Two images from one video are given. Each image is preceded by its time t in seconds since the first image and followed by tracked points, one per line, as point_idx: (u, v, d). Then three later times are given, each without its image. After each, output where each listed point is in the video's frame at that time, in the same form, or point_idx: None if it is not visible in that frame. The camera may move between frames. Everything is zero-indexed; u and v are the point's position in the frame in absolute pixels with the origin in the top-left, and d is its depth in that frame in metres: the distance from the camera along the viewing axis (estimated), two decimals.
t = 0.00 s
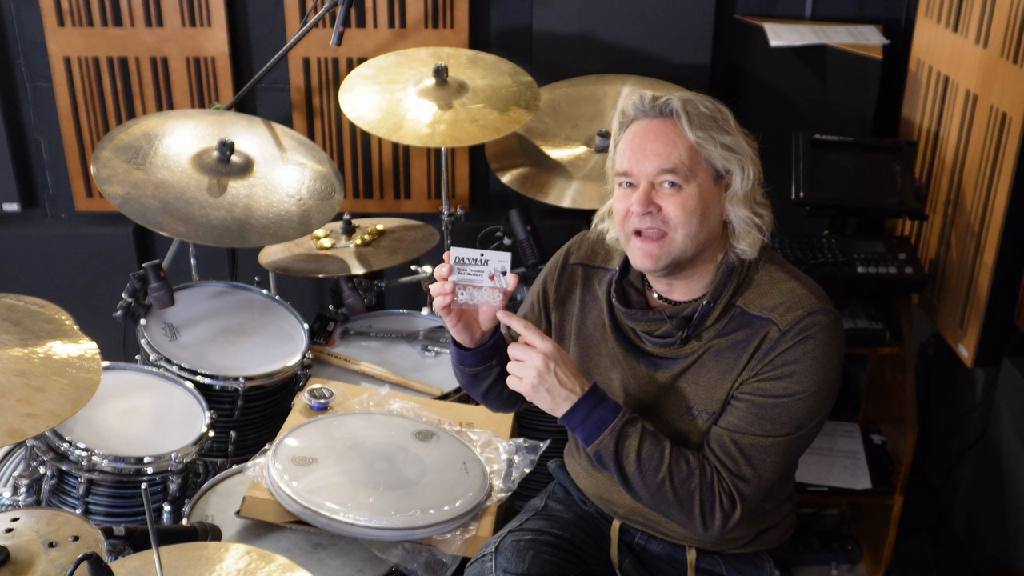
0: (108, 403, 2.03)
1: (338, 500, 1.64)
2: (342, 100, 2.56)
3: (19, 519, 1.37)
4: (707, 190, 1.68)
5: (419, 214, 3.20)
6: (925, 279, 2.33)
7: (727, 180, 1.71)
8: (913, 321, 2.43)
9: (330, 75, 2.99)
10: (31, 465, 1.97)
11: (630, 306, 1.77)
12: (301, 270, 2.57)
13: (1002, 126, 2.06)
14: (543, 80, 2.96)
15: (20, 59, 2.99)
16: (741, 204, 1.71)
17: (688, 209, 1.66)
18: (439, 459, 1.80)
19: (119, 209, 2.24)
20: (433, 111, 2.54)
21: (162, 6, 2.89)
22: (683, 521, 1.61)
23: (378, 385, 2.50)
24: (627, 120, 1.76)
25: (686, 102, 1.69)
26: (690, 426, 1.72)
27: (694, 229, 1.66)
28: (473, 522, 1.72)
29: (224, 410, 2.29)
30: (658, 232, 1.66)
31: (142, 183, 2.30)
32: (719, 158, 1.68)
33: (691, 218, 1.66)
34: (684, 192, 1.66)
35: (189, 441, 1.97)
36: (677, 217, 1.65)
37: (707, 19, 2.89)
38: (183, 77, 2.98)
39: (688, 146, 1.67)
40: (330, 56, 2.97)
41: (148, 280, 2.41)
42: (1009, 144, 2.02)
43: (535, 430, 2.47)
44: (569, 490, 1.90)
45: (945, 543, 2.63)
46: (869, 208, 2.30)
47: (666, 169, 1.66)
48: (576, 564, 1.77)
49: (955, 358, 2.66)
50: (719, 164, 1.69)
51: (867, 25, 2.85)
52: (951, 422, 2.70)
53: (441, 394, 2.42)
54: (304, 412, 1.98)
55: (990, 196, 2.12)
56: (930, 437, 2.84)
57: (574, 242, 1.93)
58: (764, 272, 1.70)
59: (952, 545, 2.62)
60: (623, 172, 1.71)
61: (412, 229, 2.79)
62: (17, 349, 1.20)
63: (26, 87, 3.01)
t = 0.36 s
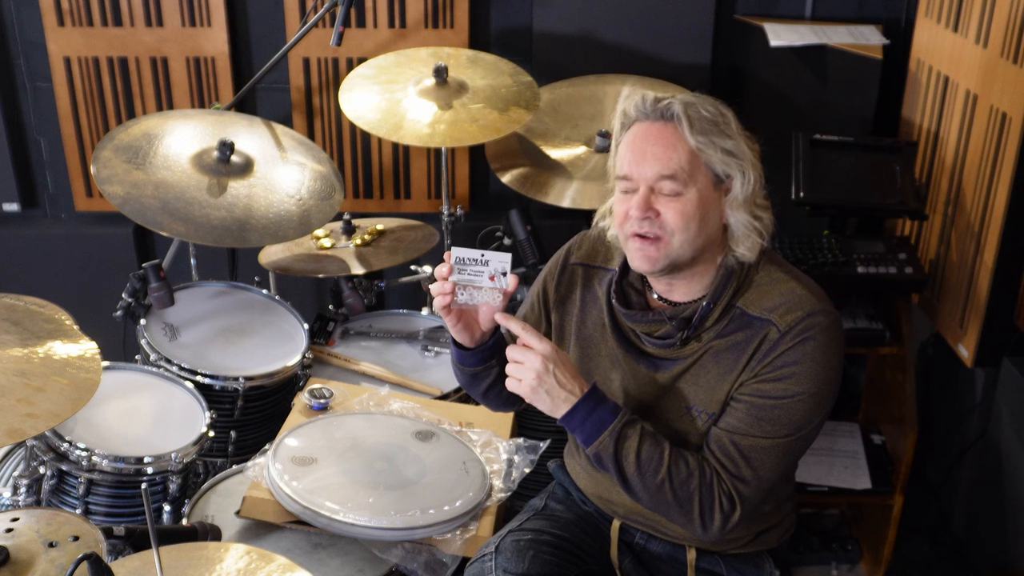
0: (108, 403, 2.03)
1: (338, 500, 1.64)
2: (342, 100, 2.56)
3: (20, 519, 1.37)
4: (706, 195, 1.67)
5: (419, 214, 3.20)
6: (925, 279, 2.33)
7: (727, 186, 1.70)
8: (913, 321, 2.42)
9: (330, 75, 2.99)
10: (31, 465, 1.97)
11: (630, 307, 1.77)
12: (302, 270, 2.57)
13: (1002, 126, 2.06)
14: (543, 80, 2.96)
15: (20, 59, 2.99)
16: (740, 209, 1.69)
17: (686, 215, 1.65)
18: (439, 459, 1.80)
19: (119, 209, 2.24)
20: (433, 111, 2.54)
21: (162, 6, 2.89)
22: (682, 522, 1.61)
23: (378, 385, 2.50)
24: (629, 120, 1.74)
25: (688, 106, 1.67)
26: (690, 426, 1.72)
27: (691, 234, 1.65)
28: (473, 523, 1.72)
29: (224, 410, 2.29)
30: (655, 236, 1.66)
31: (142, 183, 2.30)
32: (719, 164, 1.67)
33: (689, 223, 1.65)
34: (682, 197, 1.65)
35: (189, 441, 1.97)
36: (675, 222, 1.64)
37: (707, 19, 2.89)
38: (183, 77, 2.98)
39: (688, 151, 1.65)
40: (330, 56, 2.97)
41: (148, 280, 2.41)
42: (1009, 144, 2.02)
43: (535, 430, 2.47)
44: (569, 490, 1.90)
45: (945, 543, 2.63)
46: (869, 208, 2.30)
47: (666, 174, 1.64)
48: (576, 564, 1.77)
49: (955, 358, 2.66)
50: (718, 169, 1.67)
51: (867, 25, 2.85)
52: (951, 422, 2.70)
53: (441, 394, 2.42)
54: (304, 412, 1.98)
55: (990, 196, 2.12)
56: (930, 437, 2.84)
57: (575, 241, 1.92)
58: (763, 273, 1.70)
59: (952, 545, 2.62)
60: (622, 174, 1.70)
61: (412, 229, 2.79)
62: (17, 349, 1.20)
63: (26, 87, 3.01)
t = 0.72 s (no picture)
0: (108, 403, 2.03)
1: (338, 500, 1.64)
2: (342, 100, 2.56)
3: (20, 519, 1.37)
4: (673, 239, 1.61)
5: (419, 214, 3.20)
6: (925, 279, 2.33)
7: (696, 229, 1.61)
8: (913, 321, 2.42)
9: (330, 75, 2.99)
10: (31, 465, 1.97)
11: (630, 307, 1.75)
12: (301, 270, 2.57)
13: (1002, 126, 2.06)
14: (543, 80, 2.96)
15: (20, 59, 2.98)
16: (709, 254, 1.60)
17: (650, 261, 1.62)
18: (439, 459, 1.80)
19: (119, 209, 2.24)
20: (433, 111, 2.54)
21: (162, 6, 2.90)
22: (722, 538, 1.63)
23: (378, 385, 2.50)
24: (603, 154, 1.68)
25: (644, 159, 1.59)
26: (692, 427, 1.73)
27: (659, 274, 1.64)
28: (473, 523, 1.72)
29: (224, 410, 2.29)
30: (625, 276, 1.66)
31: (142, 183, 2.30)
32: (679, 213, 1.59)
33: (655, 266, 1.62)
34: (646, 245, 1.61)
35: (189, 441, 1.97)
36: (640, 266, 1.63)
37: (707, 19, 2.89)
38: (183, 77, 2.98)
39: (644, 201, 1.59)
40: (330, 56, 2.97)
41: (148, 280, 2.41)
42: (1009, 144, 2.02)
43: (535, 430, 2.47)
44: (569, 490, 1.90)
45: (945, 543, 2.63)
46: (869, 208, 2.30)
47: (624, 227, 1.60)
48: (576, 564, 1.77)
49: (955, 358, 2.66)
50: (681, 219, 1.59)
51: (867, 25, 2.85)
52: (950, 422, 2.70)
53: (440, 394, 2.43)
54: (304, 412, 1.98)
55: (990, 196, 2.12)
56: (930, 437, 2.84)
57: (575, 238, 1.91)
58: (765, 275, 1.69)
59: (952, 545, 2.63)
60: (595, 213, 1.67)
61: (412, 229, 2.79)
62: (17, 349, 1.20)
63: (26, 87, 3.01)
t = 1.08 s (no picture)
0: (108, 404, 2.03)
1: (338, 500, 1.64)
2: (342, 100, 2.56)
3: (20, 519, 1.37)
4: (675, 249, 1.61)
5: (419, 214, 3.20)
6: (925, 279, 2.33)
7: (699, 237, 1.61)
8: (913, 321, 2.42)
9: (330, 75, 2.99)
10: (31, 465, 1.97)
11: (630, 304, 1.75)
12: (301, 270, 2.57)
13: (1002, 126, 2.06)
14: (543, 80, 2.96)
15: (20, 59, 2.98)
16: (712, 264, 1.60)
17: (653, 270, 1.62)
18: (439, 459, 1.80)
19: (119, 209, 2.24)
20: (433, 111, 2.54)
21: (162, 6, 2.90)
22: (713, 545, 1.63)
23: (378, 385, 2.50)
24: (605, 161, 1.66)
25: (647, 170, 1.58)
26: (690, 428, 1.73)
27: (662, 282, 1.64)
28: (473, 523, 1.71)
29: (224, 410, 2.29)
30: (627, 284, 1.66)
31: (142, 183, 2.30)
32: (682, 223, 1.58)
33: (657, 273, 1.63)
34: (649, 254, 1.62)
35: (189, 441, 1.97)
36: (642, 274, 1.63)
37: (707, 19, 2.89)
38: (183, 77, 2.98)
39: (647, 213, 1.58)
40: (330, 56, 2.97)
41: (148, 280, 2.41)
42: (1009, 144, 2.02)
43: (535, 430, 2.50)
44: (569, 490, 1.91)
45: (945, 543, 2.63)
46: (869, 208, 2.30)
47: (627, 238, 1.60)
48: (575, 564, 1.78)
49: (955, 358, 2.66)
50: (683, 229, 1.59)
51: (867, 25, 2.85)
52: (950, 422, 2.70)
53: (440, 394, 2.43)
54: (304, 412, 1.97)
55: (990, 195, 2.12)
56: (930, 437, 2.84)
57: (574, 237, 1.91)
58: (765, 274, 1.69)
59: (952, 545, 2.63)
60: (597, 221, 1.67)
61: (412, 229, 2.79)
62: (17, 349, 1.20)
63: (26, 87, 3.01)
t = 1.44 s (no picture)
0: (108, 404, 2.03)
1: (338, 500, 1.64)
2: (342, 100, 2.56)
3: (20, 519, 1.37)
4: (686, 234, 1.59)
5: (419, 214, 3.21)
6: (925, 279, 2.33)
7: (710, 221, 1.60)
8: (913, 321, 2.42)
9: (330, 75, 2.99)
10: (31, 465, 1.97)
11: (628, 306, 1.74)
12: (301, 270, 2.57)
13: (1002, 126, 2.06)
14: (543, 80, 2.96)
15: (20, 59, 2.98)
16: (723, 248, 1.59)
17: (665, 256, 1.59)
18: (439, 459, 1.80)
19: (119, 209, 2.24)
20: (433, 111, 2.54)
21: (162, 5, 2.90)
22: (712, 546, 1.63)
23: (378, 385, 2.50)
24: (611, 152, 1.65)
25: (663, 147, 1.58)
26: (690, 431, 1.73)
27: (672, 271, 1.60)
28: (473, 522, 1.72)
29: (224, 410, 2.29)
30: (633, 277, 1.62)
31: (142, 183, 2.30)
32: (698, 203, 1.57)
33: (669, 261, 1.59)
34: (661, 239, 1.58)
35: (189, 441, 1.97)
36: (654, 262, 1.59)
37: (706, 19, 2.89)
38: (183, 77, 2.99)
39: (663, 195, 1.56)
40: (330, 56, 2.97)
41: (148, 280, 2.41)
42: (1009, 144, 2.02)
43: (535, 430, 2.50)
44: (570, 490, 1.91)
45: (945, 543, 2.63)
46: (869, 208, 2.30)
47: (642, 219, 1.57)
48: (575, 564, 1.78)
49: (955, 358, 2.66)
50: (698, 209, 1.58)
51: (867, 25, 2.85)
52: (950, 422, 2.70)
53: (440, 394, 2.43)
54: (304, 412, 1.97)
55: (990, 195, 2.12)
56: (930, 437, 2.84)
57: (571, 240, 1.90)
58: (765, 276, 1.68)
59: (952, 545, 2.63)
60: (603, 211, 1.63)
61: (412, 229, 2.79)
62: (17, 349, 1.20)
63: (26, 87, 3.01)
